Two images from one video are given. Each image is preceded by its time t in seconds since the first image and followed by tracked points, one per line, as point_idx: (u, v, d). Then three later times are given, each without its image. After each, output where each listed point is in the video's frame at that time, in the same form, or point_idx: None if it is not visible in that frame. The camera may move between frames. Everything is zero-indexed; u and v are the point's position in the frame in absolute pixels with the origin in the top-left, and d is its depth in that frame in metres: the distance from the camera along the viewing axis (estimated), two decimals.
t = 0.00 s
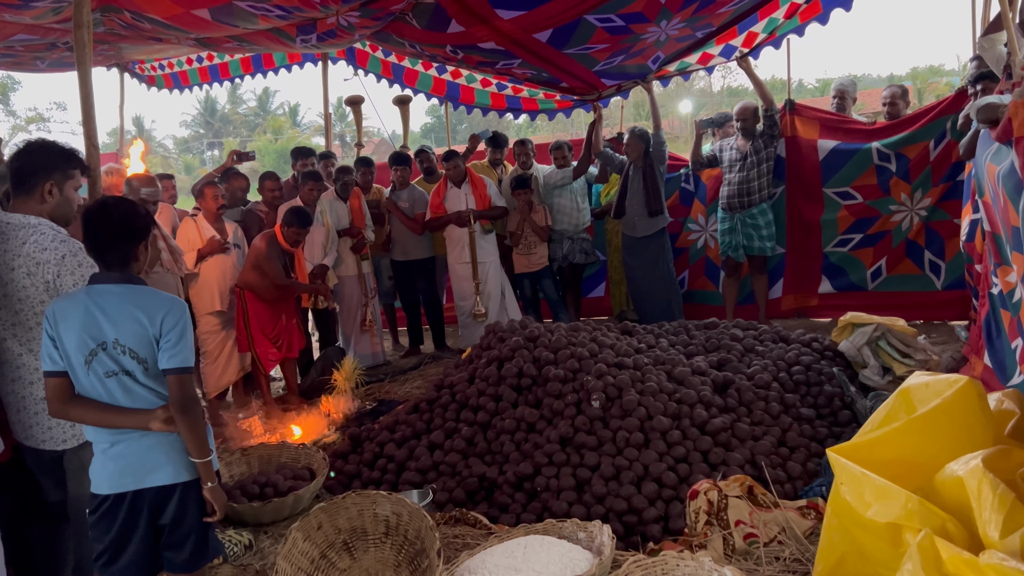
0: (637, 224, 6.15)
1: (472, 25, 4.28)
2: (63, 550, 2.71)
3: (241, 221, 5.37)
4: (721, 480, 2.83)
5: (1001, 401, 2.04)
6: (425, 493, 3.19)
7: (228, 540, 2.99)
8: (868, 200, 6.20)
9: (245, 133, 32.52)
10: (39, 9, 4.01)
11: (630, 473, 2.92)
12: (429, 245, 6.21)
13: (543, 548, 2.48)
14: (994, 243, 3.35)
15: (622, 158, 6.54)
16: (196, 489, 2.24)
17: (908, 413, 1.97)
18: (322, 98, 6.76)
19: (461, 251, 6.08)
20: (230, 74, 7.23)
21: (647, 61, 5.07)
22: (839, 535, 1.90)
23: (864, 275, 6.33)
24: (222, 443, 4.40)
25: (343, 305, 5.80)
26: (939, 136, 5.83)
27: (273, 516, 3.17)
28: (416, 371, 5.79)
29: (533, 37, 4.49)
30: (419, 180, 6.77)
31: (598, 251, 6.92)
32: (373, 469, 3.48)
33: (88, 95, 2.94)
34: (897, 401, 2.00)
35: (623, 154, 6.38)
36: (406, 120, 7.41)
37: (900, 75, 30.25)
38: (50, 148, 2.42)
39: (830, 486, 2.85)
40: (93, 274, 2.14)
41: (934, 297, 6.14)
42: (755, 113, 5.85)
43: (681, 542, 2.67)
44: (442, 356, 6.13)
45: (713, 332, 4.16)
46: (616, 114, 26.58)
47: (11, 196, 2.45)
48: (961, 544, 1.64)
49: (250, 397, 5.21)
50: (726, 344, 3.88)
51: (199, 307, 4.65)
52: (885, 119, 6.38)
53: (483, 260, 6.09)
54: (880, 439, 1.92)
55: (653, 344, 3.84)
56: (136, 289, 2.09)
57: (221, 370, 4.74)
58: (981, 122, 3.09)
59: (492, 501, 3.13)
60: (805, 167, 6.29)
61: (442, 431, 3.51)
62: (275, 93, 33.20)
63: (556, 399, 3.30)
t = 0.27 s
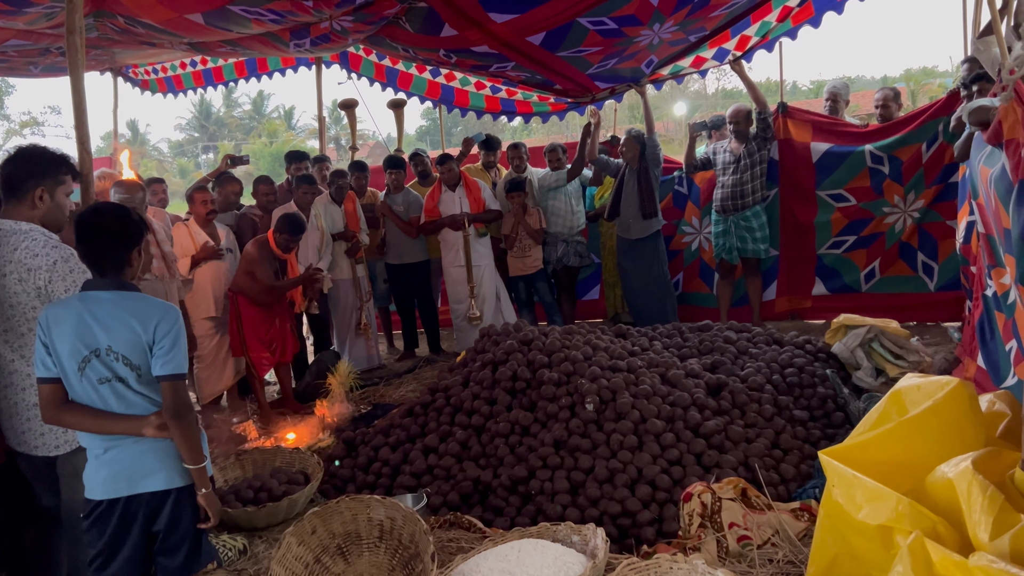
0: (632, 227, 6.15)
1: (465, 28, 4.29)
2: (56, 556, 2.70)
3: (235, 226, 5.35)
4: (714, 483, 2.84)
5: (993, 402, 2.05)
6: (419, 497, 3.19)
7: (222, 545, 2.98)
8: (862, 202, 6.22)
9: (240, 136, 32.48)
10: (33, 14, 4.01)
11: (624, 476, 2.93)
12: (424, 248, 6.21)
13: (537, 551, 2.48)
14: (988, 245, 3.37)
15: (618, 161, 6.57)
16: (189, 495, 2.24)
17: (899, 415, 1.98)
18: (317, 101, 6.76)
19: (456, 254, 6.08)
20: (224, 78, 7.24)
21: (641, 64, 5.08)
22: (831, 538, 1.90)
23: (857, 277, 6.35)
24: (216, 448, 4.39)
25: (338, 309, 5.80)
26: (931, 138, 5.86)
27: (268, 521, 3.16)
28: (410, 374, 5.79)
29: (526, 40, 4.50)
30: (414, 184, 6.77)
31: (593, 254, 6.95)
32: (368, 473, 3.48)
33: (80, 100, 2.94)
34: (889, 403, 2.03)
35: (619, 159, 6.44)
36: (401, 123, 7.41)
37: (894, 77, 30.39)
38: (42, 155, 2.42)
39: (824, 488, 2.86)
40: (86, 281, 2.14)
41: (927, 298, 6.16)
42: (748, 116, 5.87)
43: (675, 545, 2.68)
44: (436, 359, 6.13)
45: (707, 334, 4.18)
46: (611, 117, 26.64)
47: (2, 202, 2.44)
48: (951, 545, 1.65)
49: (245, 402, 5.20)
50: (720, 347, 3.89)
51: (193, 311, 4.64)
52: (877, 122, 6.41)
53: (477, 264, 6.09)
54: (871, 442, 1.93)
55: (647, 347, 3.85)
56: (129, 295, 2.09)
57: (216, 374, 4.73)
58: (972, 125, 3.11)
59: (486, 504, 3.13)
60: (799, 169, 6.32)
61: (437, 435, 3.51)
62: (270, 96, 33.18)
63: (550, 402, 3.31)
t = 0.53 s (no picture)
0: (628, 229, 6.16)
1: (460, 31, 4.30)
2: (48, 561, 2.69)
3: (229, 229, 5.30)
4: (709, 485, 2.84)
5: (985, 404, 2.06)
6: (414, 500, 3.19)
7: (217, 548, 2.98)
8: (856, 204, 6.24)
9: (236, 139, 32.45)
10: (27, 18, 4.01)
11: (618, 478, 2.93)
12: (419, 251, 6.21)
13: (532, 554, 2.49)
14: (983, 246, 3.38)
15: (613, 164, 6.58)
16: (183, 499, 2.24)
17: (891, 417, 1.99)
18: (312, 105, 6.76)
19: (451, 257, 6.09)
20: (218, 81, 7.24)
21: (635, 67, 5.10)
22: (823, 540, 1.91)
23: (852, 279, 6.37)
24: (211, 451, 4.39)
25: (333, 312, 5.80)
26: (925, 140, 5.88)
27: (262, 524, 3.16)
28: (406, 377, 5.79)
29: (521, 43, 4.51)
30: (409, 186, 6.78)
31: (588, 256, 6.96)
32: (363, 476, 3.48)
33: (73, 105, 2.94)
34: (881, 405, 2.03)
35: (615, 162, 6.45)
36: (396, 126, 7.42)
37: (888, 79, 30.53)
38: (34, 159, 2.42)
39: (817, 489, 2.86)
40: (80, 285, 2.14)
41: (920, 300, 6.19)
42: (742, 119, 5.89)
43: (669, 547, 2.68)
44: (432, 362, 6.14)
45: (701, 336, 4.19)
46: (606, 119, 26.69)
47: None
48: (942, 547, 1.65)
49: (240, 405, 5.20)
50: (714, 349, 3.90)
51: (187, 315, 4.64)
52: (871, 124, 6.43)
53: (472, 266, 6.09)
54: (862, 443, 1.94)
55: (642, 349, 3.86)
56: (122, 300, 2.09)
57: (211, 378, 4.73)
58: (965, 127, 3.16)
59: (481, 507, 3.14)
60: (793, 171, 6.34)
61: (432, 438, 3.51)
62: (266, 99, 33.17)
63: (545, 405, 3.31)
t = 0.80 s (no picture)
0: (623, 231, 6.18)
1: (456, 33, 4.30)
2: (44, 563, 2.69)
3: (226, 231, 5.30)
4: (705, 486, 2.84)
5: (980, 404, 2.07)
6: (410, 501, 3.19)
7: (213, 551, 2.98)
8: (852, 205, 6.26)
9: (232, 141, 32.42)
10: (22, 19, 4.01)
11: (614, 479, 2.94)
12: (416, 252, 6.21)
13: (529, 554, 2.49)
14: (979, 247, 3.38)
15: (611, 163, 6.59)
16: (179, 501, 2.24)
17: (886, 417, 2.00)
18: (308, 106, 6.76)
19: (448, 259, 6.09)
20: (214, 83, 7.23)
21: (631, 69, 5.11)
22: (819, 540, 1.91)
23: (848, 280, 6.39)
24: (208, 453, 4.38)
25: (330, 314, 5.80)
26: (920, 142, 5.90)
27: (259, 526, 3.15)
28: (403, 379, 5.79)
29: (517, 44, 4.52)
30: (405, 188, 6.78)
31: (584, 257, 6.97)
32: (360, 478, 3.48)
33: (69, 106, 2.94)
34: (877, 405, 2.04)
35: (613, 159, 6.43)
36: (393, 128, 7.43)
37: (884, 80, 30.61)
38: (30, 161, 2.42)
39: (813, 490, 2.87)
40: (77, 287, 2.14)
41: (916, 301, 6.22)
42: (738, 120, 5.90)
43: (665, 548, 2.69)
44: (428, 364, 6.14)
45: (697, 337, 4.20)
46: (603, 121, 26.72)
47: None
48: (937, 547, 1.66)
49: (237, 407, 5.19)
50: (710, 350, 3.91)
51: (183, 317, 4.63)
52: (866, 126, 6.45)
53: (469, 268, 6.09)
54: (857, 444, 1.94)
55: (638, 350, 3.87)
56: (118, 302, 2.09)
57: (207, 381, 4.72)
58: (961, 127, 3.17)
59: (478, 509, 3.14)
60: (789, 173, 6.36)
61: (428, 439, 3.51)
62: (263, 101, 33.17)
63: (541, 406, 3.32)
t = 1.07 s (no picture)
0: (620, 231, 6.19)
1: (453, 33, 4.30)
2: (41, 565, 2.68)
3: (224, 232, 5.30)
4: (703, 485, 2.84)
5: (977, 403, 2.07)
6: (408, 502, 3.19)
7: (211, 552, 2.97)
8: (849, 205, 6.27)
9: (230, 142, 32.38)
10: (19, 20, 4.00)
11: (612, 479, 2.94)
12: (413, 253, 6.21)
13: (526, 554, 2.49)
14: (976, 247, 3.38)
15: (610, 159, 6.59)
16: (177, 502, 2.24)
17: (884, 416, 2.00)
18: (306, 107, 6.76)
19: (445, 259, 6.09)
20: (210, 84, 7.23)
21: (628, 69, 5.12)
22: (817, 539, 1.91)
23: (845, 279, 6.40)
24: (206, 454, 4.37)
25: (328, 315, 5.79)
26: (916, 141, 5.92)
27: (257, 527, 3.14)
28: (401, 379, 5.79)
29: (514, 45, 4.52)
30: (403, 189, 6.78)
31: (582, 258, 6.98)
32: (358, 479, 3.48)
33: (66, 107, 2.94)
34: (874, 405, 2.05)
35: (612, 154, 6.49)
36: (390, 129, 7.43)
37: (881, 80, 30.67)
38: (26, 161, 2.41)
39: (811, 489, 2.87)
40: (74, 288, 2.14)
41: (913, 300, 6.23)
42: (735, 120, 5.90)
43: (664, 548, 2.68)
44: (427, 364, 6.13)
45: (695, 337, 4.20)
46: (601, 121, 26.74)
47: None
48: (935, 545, 1.66)
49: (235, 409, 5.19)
50: (708, 350, 3.91)
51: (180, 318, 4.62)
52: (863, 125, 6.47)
53: (467, 268, 6.09)
54: (855, 443, 1.94)
55: (636, 350, 3.87)
56: (115, 303, 2.09)
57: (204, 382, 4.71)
58: (957, 127, 3.18)
59: (476, 509, 3.13)
60: (787, 173, 6.36)
61: (426, 439, 3.51)
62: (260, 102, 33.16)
63: (539, 406, 3.32)
